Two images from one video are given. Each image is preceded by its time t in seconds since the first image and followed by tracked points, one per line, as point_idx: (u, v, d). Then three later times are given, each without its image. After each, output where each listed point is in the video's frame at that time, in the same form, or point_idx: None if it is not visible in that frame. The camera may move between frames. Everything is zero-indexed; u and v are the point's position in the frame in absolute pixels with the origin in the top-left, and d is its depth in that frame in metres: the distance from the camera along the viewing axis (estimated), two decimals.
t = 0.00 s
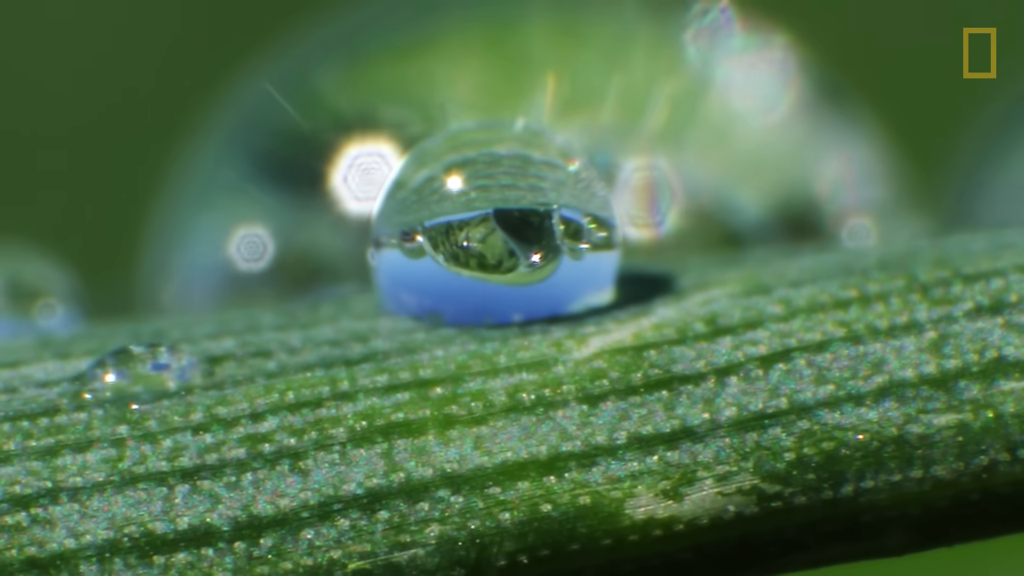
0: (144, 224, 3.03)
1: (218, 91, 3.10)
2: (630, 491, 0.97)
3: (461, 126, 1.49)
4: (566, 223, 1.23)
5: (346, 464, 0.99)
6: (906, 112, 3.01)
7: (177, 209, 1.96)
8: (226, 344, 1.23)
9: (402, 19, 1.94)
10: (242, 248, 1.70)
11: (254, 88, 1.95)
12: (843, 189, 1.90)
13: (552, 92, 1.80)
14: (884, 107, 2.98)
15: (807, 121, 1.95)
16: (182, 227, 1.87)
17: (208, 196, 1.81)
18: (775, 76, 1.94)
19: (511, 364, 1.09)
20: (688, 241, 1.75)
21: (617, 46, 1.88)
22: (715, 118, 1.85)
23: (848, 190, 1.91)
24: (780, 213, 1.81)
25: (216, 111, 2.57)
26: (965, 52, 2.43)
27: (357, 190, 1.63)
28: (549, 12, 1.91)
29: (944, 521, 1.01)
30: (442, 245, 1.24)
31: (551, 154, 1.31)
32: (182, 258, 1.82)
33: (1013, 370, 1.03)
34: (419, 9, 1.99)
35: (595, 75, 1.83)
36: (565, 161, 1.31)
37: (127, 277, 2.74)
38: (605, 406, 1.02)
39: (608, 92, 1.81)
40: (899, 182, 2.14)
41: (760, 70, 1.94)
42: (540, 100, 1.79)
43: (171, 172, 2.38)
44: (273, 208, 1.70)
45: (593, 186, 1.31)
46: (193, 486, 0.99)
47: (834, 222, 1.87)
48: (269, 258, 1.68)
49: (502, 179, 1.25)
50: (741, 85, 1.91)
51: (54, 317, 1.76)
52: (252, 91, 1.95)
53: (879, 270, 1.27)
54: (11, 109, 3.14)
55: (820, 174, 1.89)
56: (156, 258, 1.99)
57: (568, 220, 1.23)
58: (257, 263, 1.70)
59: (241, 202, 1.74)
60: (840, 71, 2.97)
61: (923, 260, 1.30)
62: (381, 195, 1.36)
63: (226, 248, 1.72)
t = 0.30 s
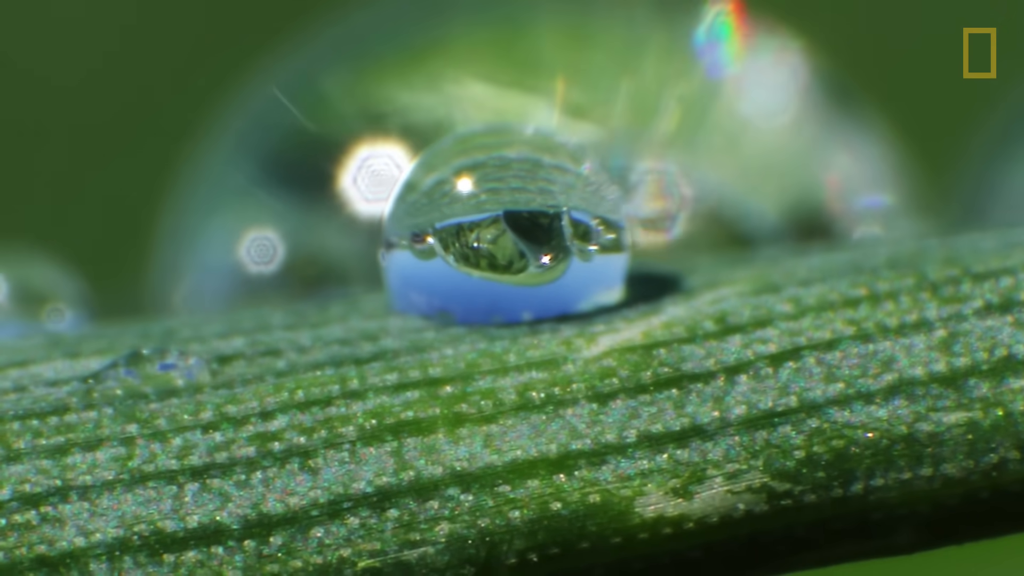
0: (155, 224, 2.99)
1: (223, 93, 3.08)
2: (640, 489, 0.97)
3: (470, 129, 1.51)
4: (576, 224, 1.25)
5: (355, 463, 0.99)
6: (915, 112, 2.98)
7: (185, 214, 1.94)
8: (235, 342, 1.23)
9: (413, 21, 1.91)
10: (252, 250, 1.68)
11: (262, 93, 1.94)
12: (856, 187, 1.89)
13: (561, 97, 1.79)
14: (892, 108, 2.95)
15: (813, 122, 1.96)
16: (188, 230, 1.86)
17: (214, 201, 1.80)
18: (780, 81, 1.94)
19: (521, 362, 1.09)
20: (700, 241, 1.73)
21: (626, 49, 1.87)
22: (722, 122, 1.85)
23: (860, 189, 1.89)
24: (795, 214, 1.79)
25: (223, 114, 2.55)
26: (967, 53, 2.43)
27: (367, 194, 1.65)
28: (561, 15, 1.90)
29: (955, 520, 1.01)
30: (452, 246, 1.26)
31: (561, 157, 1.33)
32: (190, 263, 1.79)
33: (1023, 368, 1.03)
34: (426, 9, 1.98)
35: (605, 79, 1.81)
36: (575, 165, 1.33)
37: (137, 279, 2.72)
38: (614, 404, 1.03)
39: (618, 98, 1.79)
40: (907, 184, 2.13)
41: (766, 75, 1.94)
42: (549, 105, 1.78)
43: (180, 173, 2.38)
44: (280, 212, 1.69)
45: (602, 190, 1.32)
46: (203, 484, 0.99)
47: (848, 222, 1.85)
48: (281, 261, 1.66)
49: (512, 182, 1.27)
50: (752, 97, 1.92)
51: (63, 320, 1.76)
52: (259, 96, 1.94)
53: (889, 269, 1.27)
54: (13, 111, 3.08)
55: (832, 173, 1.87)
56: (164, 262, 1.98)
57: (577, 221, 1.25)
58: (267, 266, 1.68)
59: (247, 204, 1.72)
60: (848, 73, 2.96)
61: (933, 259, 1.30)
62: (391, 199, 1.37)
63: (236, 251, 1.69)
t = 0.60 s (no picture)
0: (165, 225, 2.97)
1: (228, 92, 3.07)
2: (649, 487, 0.97)
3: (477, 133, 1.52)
4: (584, 225, 1.26)
5: (365, 461, 0.99)
6: (923, 112, 2.95)
7: (195, 215, 1.93)
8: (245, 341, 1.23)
9: (421, 22, 1.91)
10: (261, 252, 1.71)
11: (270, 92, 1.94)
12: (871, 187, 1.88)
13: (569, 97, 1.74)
14: (899, 109, 2.94)
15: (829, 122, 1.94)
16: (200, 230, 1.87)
17: (226, 202, 1.81)
18: (792, 81, 1.93)
19: (530, 361, 1.09)
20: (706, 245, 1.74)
21: (635, 50, 1.86)
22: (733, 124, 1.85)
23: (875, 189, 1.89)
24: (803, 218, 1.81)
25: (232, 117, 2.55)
26: (970, 53, 2.42)
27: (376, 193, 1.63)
28: (569, 15, 1.88)
29: (964, 517, 1.01)
30: (462, 247, 1.26)
31: (570, 162, 1.33)
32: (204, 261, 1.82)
33: None
34: (433, 7, 1.98)
35: (614, 79, 1.77)
36: (584, 169, 1.33)
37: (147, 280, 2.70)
38: (623, 402, 1.03)
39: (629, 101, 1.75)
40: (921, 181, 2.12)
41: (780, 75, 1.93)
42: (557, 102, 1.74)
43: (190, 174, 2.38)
44: (290, 214, 1.69)
45: (612, 195, 1.32)
46: (211, 482, 0.99)
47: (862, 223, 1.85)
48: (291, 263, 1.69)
49: (522, 185, 1.28)
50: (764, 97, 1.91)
51: (71, 321, 1.76)
52: (267, 96, 1.93)
53: (898, 267, 1.27)
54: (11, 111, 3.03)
55: (846, 174, 1.87)
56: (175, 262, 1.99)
57: (586, 223, 1.26)
58: (276, 267, 1.70)
59: (257, 206, 1.73)
60: (857, 73, 2.91)
61: (942, 257, 1.30)
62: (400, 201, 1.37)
63: (246, 252, 1.72)
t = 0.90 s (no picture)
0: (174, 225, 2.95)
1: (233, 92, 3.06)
2: (659, 485, 0.97)
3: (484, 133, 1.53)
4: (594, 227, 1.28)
5: (374, 459, 0.99)
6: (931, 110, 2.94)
7: (207, 217, 1.92)
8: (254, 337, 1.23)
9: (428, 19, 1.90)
10: (271, 250, 1.70)
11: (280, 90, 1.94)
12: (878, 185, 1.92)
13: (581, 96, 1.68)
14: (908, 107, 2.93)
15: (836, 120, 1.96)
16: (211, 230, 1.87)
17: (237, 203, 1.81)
18: (799, 81, 1.93)
19: (539, 358, 1.09)
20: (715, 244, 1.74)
21: (655, 47, 1.81)
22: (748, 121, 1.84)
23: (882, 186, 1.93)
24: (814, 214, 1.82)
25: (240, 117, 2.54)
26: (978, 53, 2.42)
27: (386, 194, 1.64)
28: (584, 11, 1.82)
29: (972, 515, 1.01)
30: (473, 246, 1.29)
31: (583, 164, 1.35)
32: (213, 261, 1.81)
33: None
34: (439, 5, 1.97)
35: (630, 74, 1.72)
36: (597, 172, 1.35)
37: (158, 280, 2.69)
38: (633, 400, 1.03)
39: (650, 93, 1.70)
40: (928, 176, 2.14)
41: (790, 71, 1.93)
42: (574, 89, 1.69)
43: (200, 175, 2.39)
44: (301, 212, 1.70)
45: (624, 198, 1.34)
46: (220, 480, 0.99)
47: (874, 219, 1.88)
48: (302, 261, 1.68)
49: (533, 188, 1.31)
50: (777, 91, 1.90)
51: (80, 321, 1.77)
52: (277, 97, 1.93)
53: (907, 264, 1.27)
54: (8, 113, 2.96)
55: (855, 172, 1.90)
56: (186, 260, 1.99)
57: (595, 224, 1.29)
58: (286, 266, 1.69)
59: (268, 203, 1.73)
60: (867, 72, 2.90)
61: (951, 254, 1.30)
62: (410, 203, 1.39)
63: (255, 251, 1.71)
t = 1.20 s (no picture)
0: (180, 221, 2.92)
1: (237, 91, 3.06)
2: (669, 483, 0.98)
3: (497, 136, 1.56)
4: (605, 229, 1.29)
5: (384, 457, 0.99)
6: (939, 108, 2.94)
7: (223, 217, 1.95)
8: (264, 335, 1.23)
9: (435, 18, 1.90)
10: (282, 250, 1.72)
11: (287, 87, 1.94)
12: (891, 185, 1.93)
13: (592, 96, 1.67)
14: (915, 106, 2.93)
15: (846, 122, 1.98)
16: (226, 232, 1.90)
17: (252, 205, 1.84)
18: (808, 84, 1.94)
19: (550, 356, 1.10)
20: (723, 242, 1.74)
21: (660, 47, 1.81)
22: (761, 121, 1.86)
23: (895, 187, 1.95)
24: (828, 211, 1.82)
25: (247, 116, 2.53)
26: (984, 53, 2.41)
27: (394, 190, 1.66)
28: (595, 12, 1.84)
29: (982, 513, 1.01)
30: (485, 245, 1.31)
31: (596, 171, 1.35)
32: (228, 261, 1.85)
33: None
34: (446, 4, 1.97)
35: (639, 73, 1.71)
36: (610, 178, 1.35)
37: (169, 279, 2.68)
38: (644, 397, 1.03)
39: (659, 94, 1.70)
40: (937, 176, 2.14)
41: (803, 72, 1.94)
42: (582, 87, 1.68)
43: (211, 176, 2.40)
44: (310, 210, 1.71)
45: (636, 203, 1.34)
46: (231, 478, 0.99)
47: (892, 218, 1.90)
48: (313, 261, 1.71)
49: (545, 193, 1.32)
50: (790, 92, 1.92)
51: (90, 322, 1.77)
52: (283, 93, 1.93)
53: (917, 261, 1.27)
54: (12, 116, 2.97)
55: (869, 171, 1.91)
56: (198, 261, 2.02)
57: (606, 228, 1.29)
58: (297, 265, 1.72)
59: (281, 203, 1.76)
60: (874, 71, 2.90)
61: (962, 251, 1.30)
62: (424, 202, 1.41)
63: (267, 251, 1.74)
